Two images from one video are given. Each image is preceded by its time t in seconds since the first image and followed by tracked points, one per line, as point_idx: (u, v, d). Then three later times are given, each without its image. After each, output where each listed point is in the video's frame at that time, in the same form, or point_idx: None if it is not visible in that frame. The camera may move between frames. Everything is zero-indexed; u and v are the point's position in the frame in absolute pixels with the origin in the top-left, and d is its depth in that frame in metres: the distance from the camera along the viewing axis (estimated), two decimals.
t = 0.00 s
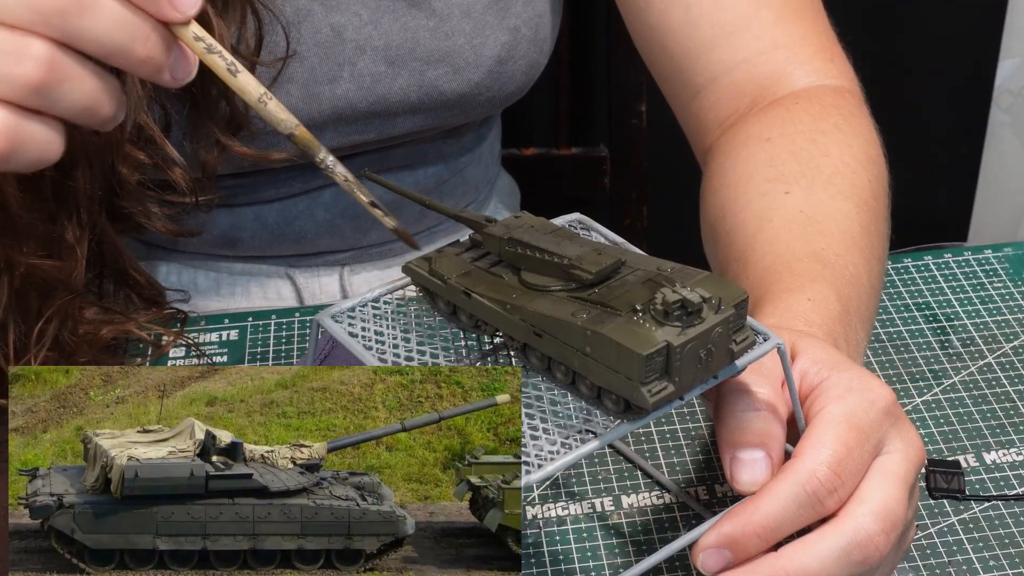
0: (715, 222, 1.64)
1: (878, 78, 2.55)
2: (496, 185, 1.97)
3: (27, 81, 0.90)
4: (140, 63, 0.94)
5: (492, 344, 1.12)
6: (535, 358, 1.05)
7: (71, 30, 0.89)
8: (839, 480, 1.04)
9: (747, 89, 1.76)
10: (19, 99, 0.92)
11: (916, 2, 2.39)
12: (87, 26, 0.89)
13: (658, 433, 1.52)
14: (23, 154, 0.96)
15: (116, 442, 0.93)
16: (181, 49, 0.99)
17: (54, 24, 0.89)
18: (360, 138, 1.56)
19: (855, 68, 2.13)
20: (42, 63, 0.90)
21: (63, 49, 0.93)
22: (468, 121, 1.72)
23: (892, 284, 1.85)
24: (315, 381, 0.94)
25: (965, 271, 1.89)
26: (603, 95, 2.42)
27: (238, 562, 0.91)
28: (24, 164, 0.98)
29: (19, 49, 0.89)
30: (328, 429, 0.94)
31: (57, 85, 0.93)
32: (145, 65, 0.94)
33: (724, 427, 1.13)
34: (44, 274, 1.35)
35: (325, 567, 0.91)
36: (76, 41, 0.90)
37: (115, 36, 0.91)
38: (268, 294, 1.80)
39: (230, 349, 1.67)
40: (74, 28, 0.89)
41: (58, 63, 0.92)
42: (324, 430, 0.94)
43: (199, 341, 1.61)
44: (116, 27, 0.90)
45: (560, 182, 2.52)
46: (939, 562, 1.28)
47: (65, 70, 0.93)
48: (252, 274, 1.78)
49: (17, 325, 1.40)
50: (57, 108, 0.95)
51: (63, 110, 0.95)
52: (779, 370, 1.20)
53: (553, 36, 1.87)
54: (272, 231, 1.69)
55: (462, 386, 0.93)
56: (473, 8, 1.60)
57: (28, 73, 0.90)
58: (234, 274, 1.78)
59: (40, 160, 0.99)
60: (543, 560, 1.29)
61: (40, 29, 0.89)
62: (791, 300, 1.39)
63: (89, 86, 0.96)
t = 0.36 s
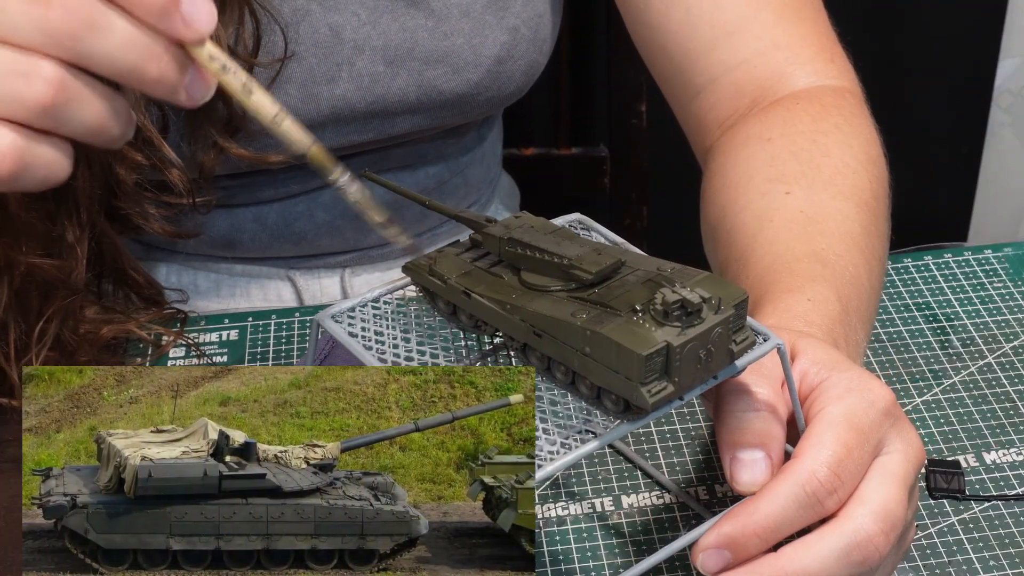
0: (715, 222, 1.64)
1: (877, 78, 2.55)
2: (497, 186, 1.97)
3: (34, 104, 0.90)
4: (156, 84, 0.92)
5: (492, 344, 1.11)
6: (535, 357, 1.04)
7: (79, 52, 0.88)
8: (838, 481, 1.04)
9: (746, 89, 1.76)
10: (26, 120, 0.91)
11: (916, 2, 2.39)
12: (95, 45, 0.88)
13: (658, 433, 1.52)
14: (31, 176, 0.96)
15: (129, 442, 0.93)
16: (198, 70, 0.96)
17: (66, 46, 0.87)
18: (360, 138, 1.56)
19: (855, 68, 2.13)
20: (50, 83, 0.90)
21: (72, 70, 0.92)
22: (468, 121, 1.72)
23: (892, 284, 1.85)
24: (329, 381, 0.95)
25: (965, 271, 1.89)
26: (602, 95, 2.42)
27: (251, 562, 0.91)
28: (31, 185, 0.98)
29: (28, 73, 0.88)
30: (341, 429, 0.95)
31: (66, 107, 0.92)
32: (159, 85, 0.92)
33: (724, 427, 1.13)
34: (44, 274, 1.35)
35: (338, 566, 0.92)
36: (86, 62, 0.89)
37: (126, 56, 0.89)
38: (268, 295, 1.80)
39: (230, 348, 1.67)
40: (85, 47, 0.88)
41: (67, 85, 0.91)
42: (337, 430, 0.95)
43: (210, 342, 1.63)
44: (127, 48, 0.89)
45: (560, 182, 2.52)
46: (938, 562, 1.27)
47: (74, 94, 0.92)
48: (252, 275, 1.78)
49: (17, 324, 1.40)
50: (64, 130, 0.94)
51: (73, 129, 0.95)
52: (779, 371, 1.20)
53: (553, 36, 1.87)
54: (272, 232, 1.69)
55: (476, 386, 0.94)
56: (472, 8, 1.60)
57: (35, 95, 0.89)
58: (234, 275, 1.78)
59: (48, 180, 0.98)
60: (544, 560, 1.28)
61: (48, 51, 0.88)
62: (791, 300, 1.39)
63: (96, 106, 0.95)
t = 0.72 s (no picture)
0: (715, 222, 1.64)
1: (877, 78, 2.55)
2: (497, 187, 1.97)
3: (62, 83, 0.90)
4: (173, 65, 0.95)
5: (492, 344, 1.11)
6: (534, 357, 1.04)
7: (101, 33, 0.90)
8: (838, 481, 1.04)
9: (747, 90, 1.76)
10: (51, 100, 0.92)
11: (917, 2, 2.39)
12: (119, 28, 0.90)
13: (658, 433, 1.52)
14: (56, 161, 0.95)
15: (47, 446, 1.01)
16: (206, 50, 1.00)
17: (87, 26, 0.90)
18: (360, 138, 1.56)
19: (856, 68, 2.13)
20: (77, 66, 0.90)
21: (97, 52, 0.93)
22: (468, 121, 1.72)
23: (892, 284, 1.85)
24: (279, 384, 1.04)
25: (965, 271, 1.89)
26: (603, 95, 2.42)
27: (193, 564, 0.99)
28: (55, 170, 0.97)
29: (55, 51, 0.89)
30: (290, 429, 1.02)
31: (91, 86, 0.92)
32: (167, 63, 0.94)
33: (724, 428, 1.13)
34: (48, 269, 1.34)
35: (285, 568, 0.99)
36: (111, 43, 0.91)
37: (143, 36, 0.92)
38: (268, 295, 1.80)
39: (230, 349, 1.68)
40: (108, 31, 0.91)
41: (94, 66, 0.92)
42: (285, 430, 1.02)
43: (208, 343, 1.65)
44: (145, 28, 0.91)
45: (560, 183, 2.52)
46: (938, 562, 1.27)
47: (100, 73, 0.93)
48: (253, 275, 1.78)
49: (21, 322, 1.41)
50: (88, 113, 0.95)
51: (100, 112, 0.95)
52: (779, 371, 1.20)
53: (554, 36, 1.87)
54: (272, 232, 1.69)
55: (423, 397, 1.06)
56: (473, 8, 1.60)
57: (61, 76, 0.90)
58: (235, 276, 1.79)
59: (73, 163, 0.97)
60: (544, 560, 1.29)
61: (75, 32, 0.90)
62: (791, 300, 1.39)
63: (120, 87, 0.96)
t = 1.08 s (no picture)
0: (715, 222, 1.64)
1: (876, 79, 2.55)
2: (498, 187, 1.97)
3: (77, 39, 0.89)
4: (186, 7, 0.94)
5: (492, 344, 1.11)
6: (535, 357, 1.04)
7: None
8: (839, 482, 1.04)
9: (746, 90, 1.76)
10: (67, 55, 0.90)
11: (915, 2, 2.39)
12: None
13: (658, 433, 1.52)
14: (80, 116, 0.93)
15: None
16: None
17: None
18: (358, 138, 1.57)
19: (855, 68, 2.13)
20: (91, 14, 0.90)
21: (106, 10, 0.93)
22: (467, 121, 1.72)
23: (892, 284, 1.85)
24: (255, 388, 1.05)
25: (965, 271, 1.89)
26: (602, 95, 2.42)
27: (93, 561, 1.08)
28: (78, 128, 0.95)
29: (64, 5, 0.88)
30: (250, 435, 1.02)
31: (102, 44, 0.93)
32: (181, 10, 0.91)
33: (724, 428, 1.13)
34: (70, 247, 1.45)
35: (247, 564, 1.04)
36: None
37: None
38: (269, 295, 1.80)
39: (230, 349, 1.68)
40: None
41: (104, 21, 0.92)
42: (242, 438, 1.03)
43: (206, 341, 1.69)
44: None
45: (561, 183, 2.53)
46: (939, 562, 1.27)
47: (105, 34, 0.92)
48: (254, 277, 1.79)
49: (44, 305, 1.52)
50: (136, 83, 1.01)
51: (109, 62, 0.94)
52: (779, 371, 1.20)
53: (552, 37, 1.87)
54: (272, 232, 1.69)
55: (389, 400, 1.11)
56: (471, 8, 1.60)
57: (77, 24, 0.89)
58: (237, 276, 1.79)
59: (89, 124, 0.95)
60: (543, 560, 1.29)
61: None
62: (791, 300, 1.39)
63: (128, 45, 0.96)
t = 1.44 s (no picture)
0: (715, 221, 1.64)
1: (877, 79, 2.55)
2: (497, 185, 1.97)
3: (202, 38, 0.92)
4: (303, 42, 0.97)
5: (492, 344, 1.11)
6: (535, 357, 1.04)
7: None
8: (839, 481, 1.04)
9: (746, 90, 1.76)
10: (188, 52, 0.93)
11: (915, 3, 2.39)
12: None
13: (658, 433, 1.52)
14: (182, 109, 0.92)
15: None
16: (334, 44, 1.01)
17: None
18: (358, 138, 1.57)
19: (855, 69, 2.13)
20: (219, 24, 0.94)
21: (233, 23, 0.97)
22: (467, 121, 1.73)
23: (892, 284, 1.85)
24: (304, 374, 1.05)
25: (965, 271, 1.89)
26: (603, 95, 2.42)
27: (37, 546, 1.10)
28: (170, 125, 0.94)
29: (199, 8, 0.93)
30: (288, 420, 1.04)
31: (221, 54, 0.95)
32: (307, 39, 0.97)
33: (724, 427, 1.13)
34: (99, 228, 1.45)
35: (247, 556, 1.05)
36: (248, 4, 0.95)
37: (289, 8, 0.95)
38: (268, 293, 1.80)
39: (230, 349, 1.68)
40: None
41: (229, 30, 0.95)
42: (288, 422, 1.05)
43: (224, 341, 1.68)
44: None
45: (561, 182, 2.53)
46: (939, 562, 1.27)
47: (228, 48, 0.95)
48: (253, 273, 1.79)
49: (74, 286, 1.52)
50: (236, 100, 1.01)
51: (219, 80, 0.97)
52: (779, 370, 1.20)
53: (552, 37, 1.87)
54: (272, 232, 1.69)
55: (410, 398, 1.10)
56: (472, 8, 1.60)
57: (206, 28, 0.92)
58: (235, 272, 1.79)
59: (183, 122, 0.94)
60: (544, 560, 1.29)
61: None
62: (791, 300, 1.39)
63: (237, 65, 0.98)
